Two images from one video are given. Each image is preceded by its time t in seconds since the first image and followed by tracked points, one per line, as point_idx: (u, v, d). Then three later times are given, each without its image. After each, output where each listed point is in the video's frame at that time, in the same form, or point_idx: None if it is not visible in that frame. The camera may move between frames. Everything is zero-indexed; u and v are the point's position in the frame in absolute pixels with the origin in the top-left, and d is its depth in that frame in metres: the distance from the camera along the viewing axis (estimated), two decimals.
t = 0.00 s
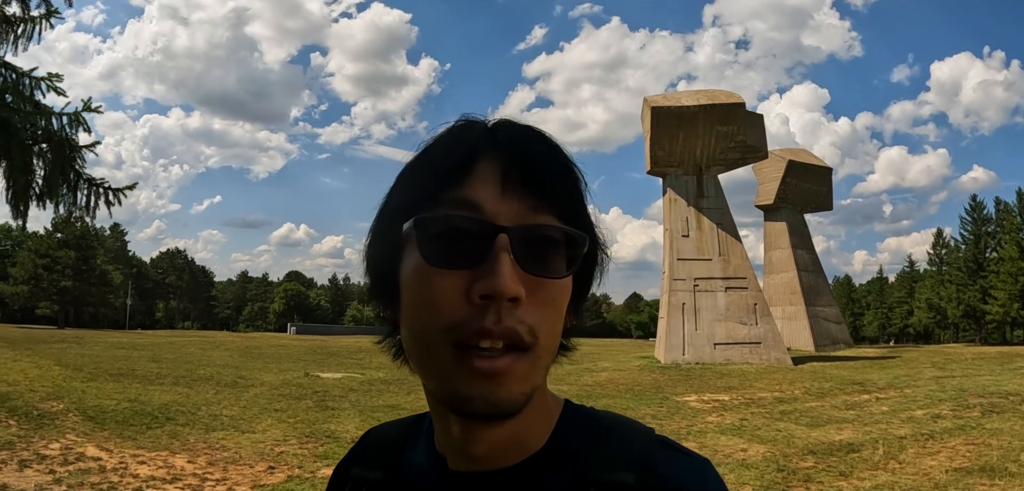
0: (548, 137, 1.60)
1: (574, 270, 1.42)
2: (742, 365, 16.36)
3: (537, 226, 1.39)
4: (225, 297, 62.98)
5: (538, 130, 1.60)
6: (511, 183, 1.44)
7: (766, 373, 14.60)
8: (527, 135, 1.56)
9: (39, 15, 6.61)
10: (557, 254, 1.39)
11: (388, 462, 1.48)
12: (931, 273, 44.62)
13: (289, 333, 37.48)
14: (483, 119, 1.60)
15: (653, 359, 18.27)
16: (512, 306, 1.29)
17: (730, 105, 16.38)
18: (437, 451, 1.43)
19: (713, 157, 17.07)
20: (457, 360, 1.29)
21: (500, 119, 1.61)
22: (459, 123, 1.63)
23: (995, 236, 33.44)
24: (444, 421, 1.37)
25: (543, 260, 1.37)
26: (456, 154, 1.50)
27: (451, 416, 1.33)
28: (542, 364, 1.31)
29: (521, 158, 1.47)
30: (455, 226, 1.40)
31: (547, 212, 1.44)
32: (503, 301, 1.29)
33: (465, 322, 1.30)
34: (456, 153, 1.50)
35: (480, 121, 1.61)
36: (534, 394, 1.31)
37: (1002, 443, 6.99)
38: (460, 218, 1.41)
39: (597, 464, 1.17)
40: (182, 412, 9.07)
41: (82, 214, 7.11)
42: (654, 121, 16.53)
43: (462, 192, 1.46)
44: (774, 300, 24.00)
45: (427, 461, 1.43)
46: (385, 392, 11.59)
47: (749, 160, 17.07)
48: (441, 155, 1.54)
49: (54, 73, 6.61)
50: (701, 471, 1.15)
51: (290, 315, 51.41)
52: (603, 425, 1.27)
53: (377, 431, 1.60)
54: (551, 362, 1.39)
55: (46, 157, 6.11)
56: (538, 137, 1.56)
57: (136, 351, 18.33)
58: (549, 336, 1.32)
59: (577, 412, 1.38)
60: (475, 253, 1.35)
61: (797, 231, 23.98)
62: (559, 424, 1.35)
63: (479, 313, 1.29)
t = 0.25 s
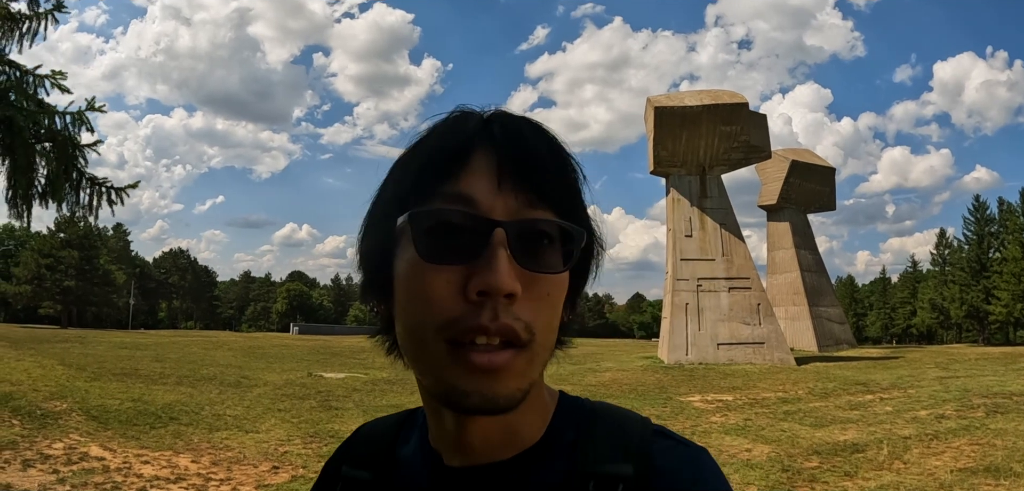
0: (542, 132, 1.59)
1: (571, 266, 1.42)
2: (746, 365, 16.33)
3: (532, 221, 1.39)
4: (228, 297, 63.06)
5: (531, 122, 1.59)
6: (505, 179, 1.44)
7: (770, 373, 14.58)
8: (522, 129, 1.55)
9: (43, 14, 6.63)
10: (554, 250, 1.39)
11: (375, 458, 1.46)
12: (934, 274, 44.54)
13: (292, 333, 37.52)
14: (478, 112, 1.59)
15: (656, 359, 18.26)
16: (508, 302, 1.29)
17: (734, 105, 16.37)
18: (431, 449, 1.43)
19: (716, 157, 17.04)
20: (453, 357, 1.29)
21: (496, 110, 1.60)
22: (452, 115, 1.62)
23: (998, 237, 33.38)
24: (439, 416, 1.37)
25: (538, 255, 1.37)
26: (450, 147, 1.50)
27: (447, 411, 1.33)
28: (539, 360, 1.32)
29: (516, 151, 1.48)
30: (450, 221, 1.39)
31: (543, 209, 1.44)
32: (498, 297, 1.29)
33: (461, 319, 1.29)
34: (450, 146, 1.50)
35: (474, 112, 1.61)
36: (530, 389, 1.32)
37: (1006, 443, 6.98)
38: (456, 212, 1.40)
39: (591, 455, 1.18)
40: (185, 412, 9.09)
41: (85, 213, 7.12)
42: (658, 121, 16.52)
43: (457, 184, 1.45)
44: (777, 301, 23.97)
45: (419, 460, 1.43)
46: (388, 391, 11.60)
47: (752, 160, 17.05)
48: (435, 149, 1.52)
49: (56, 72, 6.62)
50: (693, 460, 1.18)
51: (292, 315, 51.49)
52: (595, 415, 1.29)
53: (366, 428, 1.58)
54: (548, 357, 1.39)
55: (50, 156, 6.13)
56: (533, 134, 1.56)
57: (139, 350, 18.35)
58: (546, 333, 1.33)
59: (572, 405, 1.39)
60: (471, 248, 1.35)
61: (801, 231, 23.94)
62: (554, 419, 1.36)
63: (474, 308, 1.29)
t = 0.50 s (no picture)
0: (528, 127, 1.58)
1: (559, 262, 1.41)
2: (747, 365, 16.32)
3: (516, 218, 1.39)
4: (229, 297, 63.11)
5: (516, 118, 1.59)
6: (488, 175, 1.43)
7: (772, 373, 14.57)
8: (506, 125, 1.54)
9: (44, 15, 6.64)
10: (539, 246, 1.38)
11: (374, 457, 1.45)
12: (936, 273, 44.51)
13: (293, 333, 37.54)
14: (462, 109, 1.58)
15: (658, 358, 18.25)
16: (491, 301, 1.29)
17: (735, 105, 16.36)
18: (428, 448, 1.43)
19: (718, 157, 17.03)
20: (439, 356, 1.29)
21: (480, 107, 1.60)
22: (438, 113, 1.63)
23: (1000, 237, 33.35)
24: (433, 414, 1.37)
25: (523, 251, 1.36)
26: (432, 147, 1.50)
27: (439, 410, 1.33)
28: (527, 357, 1.31)
29: (498, 149, 1.47)
30: (434, 220, 1.40)
31: (529, 204, 1.43)
32: (482, 296, 1.29)
33: (444, 319, 1.30)
34: (433, 146, 1.50)
35: (459, 109, 1.60)
36: (519, 387, 1.31)
37: (1008, 443, 6.97)
38: (439, 212, 1.41)
39: (588, 452, 1.18)
40: (187, 412, 9.10)
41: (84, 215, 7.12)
42: (659, 121, 16.50)
43: (441, 184, 1.45)
44: (779, 301, 23.95)
45: (416, 458, 1.42)
46: (390, 391, 11.60)
47: (753, 160, 17.03)
48: (418, 150, 1.53)
49: (56, 74, 6.63)
50: (690, 457, 1.18)
51: (294, 315, 51.52)
52: (592, 412, 1.29)
53: (364, 427, 1.57)
54: (539, 355, 1.38)
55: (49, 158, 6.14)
56: (517, 129, 1.55)
57: (140, 350, 18.35)
58: (533, 328, 1.32)
59: (569, 403, 1.39)
60: (454, 248, 1.35)
61: (802, 231, 23.92)
62: (549, 417, 1.36)
63: (457, 307, 1.29)
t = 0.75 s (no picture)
0: (523, 124, 1.56)
1: (555, 263, 1.40)
2: (748, 365, 16.31)
3: (508, 217, 1.38)
4: (230, 297, 63.14)
5: (511, 115, 1.57)
6: (480, 176, 1.43)
7: (772, 373, 14.57)
8: (500, 123, 1.53)
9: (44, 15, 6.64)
10: (534, 246, 1.37)
11: (379, 459, 1.45)
12: (936, 273, 44.51)
13: (294, 333, 37.56)
14: (456, 110, 1.58)
15: (658, 358, 18.26)
16: (483, 303, 1.29)
17: (735, 104, 16.37)
18: (430, 449, 1.42)
19: (718, 157, 17.01)
20: (432, 359, 1.31)
21: (475, 107, 1.59)
22: (434, 114, 1.63)
23: (1000, 236, 33.35)
24: (434, 417, 1.37)
25: (517, 251, 1.35)
26: (426, 148, 1.51)
27: (437, 413, 1.34)
28: (522, 360, 1.30)
29: (488, 149, 1.47)
30: (427, 222, 1.40)
31: (523, 204, 1.42)
32: (474, 298, 1.29)
33: (436, 322, 1.31)
34: (427, 147, 1.51)
35: (454, 109, 1.60)
36: (517, 389, 1.31)
37: (1008, 443, 6.96)
38: (433, 215, 1.41)
39: (588, 454, 1.18)
40: (187, 412, 9.09)
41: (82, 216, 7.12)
42: (659, 121, 16.49)
43: (433, 185, 1.46)
44: (780, 301, 23.95)
45: (418, 458, 1.42)
46: (391, 391, 11.59)
47: (753, 160, 17.03)
48: (411, 153, 1.53)
49: (55, 74, 6.62)
50: (692, 458, 1.18)
51: (294, 314, 51.58)
52: (593, 414, 1.29)
53: (368, 428, 1.57)
54: (537, 354, 1.38)
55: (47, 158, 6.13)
56: (511, 129, 1.54)
57: (141, 350, 18.32)
58: (528, 329, 1.31)
59: (571, 404, 1.39)
60: (446, 250, 1.36)
61: (802, 231, 23.91)
62: (550, 418, 1.36)
63: (449, 311, 1.30)
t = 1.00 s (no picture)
0: (529, 123, 1.56)
1: (562, 262, 1.39)
2: (747, 365, 16.31)
3: (513, 217, 1.38)
4: (229, 296, 63.13)
5: (518, 114, 1.56)
6: (484, 175, 1.42)
7: (771, 372, 14.57)
8: (506, 123, 1.53)
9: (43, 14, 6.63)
10: (539, 246, 1.36)
11: (389, 454, 1.45)
12: (936, 273, 44.53)
13: (293, 332, 37.56)
14: (463, 110, 1.58)
15: (656, 358, 18.26)
16: (487, 303, 1.29)
17: (734, 104, 16.36)
18: (440, 444, 1.43)
19: (717, 156, 17.01)
20: (436, 358, 1.31)
21: (480, 107, 1.59)
22: (441, 114, 1.63)
23: (999, 236, 33.37)
24: (443, 414, 1.38)
25: (522, 251, 1.35)
26: (430, 149, 1.51)
27: (444, 410, 1.35)
28: (527, 359, 1.30)
29: (492, 149, 1.46)
30: (431, 222, 1.40)
31: (528, 204, 1.41)
32: (478, 297, 1.29)
33: (441, 320, 1.31)
34: (432, 147, 1.51)
35: (460, 109, 1.60)
36: (522, 387, 1.31)
37: (1007, 442, 6.96)
38: (437, 214, 1.41)
39: (596, 453, 1.18)
40: (187, 411, 9.10)
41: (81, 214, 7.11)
42: (658, 120, 16.49)
43: (437, 185, 1.46)
44: (779, 300, 23.96)
45: (428, 454, 1.42)
46: (390, 390, 11.57)
47: (753, 159, 17.03)
48: (416, 154, 1.54)
49: (53, 72, 6.61)
50: (700, 460, 1.18)
51: (294, 314, 51.59)
52: (603, 415, 1.29)
53: (378, 424, 1.57)
54: (546, 354, 1.37)
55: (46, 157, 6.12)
56: (517, 128, 1.53)
57: (140, 349, 18.31)
58: (533, 328, 1.31)
59: (579, 404, 1.39)
60: (450, 250, 1.36)
61: (802, 231, 23.92)
62: (558, 418, 1.36)
63: (452, 310, 1.30)
